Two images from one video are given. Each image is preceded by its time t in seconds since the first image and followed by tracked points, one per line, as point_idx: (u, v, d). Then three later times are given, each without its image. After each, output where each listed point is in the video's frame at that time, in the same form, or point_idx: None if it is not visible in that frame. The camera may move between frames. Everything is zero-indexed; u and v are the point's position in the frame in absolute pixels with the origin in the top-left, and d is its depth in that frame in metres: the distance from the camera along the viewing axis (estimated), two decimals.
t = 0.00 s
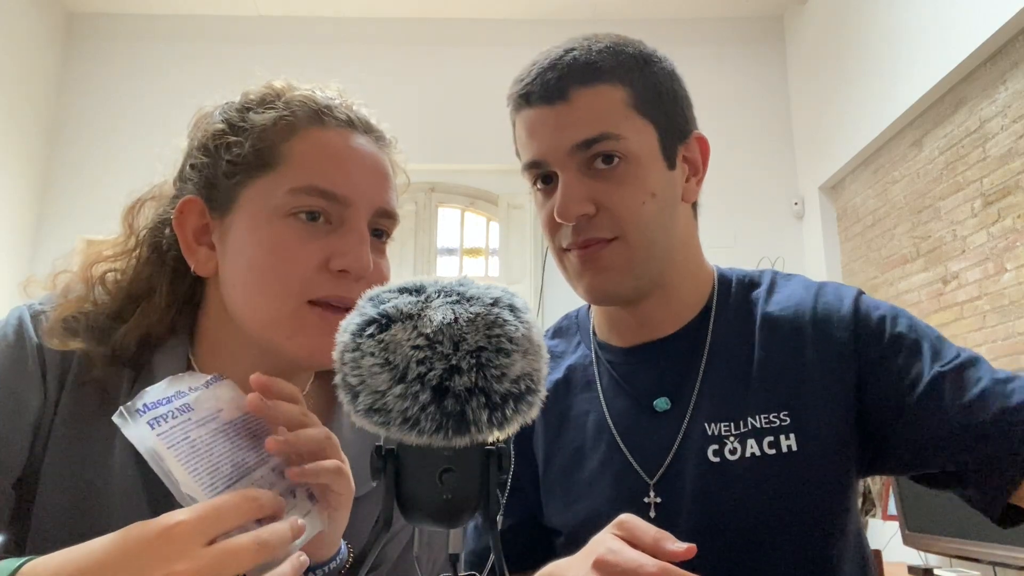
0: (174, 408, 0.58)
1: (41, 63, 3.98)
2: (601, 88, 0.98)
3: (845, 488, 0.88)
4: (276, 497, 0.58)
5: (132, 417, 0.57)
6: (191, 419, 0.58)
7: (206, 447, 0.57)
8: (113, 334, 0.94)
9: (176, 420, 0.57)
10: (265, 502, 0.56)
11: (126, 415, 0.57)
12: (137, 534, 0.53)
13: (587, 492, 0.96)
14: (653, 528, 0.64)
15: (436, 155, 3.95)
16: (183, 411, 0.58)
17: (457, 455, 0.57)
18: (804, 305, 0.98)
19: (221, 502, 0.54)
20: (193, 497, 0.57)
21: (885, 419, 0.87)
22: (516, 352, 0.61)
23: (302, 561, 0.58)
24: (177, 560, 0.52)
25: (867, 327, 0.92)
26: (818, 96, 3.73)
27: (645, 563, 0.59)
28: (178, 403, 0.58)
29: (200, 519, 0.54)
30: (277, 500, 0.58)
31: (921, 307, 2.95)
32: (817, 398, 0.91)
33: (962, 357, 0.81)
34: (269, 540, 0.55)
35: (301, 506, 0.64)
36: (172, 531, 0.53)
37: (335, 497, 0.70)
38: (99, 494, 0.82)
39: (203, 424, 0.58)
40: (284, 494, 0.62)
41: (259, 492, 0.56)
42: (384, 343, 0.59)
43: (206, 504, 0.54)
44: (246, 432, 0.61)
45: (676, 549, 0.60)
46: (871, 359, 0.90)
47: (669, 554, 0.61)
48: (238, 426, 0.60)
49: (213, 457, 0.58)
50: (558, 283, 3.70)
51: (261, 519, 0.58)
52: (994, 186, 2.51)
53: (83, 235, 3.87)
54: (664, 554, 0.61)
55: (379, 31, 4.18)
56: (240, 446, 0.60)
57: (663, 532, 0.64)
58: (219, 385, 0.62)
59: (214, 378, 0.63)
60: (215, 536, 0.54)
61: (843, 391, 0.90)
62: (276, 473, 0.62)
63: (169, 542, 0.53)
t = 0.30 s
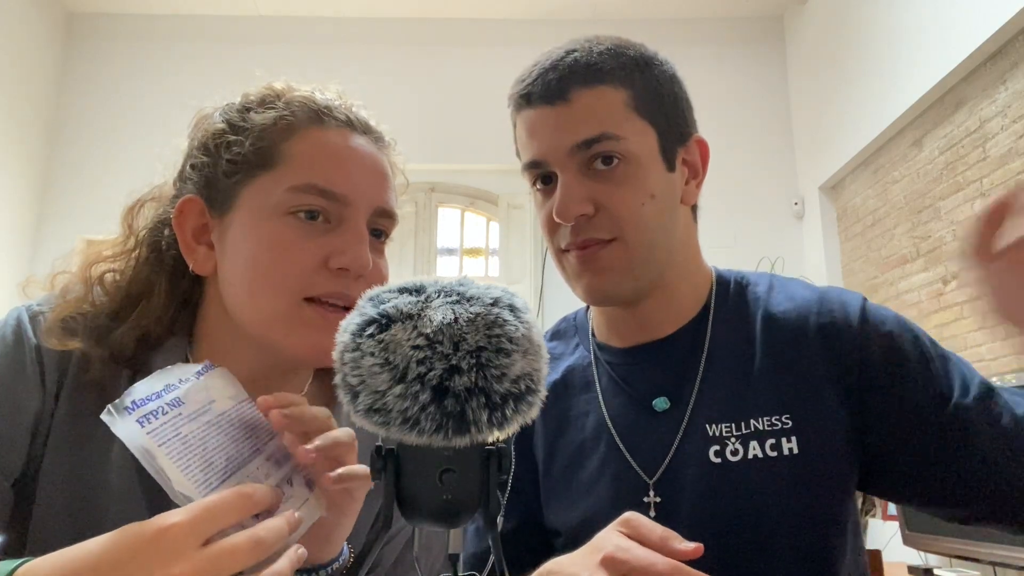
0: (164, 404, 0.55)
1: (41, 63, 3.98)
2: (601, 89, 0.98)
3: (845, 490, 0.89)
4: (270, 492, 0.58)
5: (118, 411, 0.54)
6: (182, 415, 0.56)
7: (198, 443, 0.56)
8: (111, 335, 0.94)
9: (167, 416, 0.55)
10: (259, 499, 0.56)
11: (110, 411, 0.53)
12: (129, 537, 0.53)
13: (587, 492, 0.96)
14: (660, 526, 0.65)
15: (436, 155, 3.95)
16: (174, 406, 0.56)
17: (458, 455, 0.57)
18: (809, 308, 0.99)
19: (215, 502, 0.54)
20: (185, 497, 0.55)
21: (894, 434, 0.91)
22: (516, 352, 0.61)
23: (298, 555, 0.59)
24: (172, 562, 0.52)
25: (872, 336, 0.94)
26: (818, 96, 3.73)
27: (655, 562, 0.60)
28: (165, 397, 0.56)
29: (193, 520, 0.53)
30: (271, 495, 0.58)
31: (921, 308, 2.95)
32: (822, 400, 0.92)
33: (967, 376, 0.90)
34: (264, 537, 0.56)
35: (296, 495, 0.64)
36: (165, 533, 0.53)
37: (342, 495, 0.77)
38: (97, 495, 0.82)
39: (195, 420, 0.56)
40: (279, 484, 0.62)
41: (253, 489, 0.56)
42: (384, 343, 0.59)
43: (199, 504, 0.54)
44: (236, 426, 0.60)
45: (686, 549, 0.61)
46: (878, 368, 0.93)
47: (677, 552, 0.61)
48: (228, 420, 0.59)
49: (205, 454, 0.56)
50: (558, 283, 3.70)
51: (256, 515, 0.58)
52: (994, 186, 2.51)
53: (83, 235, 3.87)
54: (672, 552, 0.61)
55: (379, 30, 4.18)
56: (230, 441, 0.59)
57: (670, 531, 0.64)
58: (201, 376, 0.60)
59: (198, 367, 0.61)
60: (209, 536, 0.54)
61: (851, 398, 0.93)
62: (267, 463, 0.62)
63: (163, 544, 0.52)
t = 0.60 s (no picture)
0: (160, 400, 0.54)
1: (41, 64, 3.98)
2: (604, 90, 0.98)
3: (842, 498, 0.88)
4: (267, 490, 0.57)
5: (114, 408, 0.53)
6: (178, 413, 0.55)
7: (196, 440, 0.55)
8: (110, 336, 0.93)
9: (163, 415, 0.54)
10: (256, 498, 0.56)
11: (106, 410, 0.53)
12: (127, 539, 0.53)
13: (588, 494, 0.95)
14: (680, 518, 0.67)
15: (436, 155, 3.95)
16: (171, 402, 0.55)
17: (458, 456, 0.57)
18: (812, 313, 0.99)
19: (212, 501, 0.54)
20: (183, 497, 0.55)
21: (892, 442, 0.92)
22: (516, 352, 0.60)
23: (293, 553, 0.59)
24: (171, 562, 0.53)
25: (872, 343, 0.95)
26: (818, 96, 3.73)
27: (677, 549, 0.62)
28: (161, 394, 0.55)
29: (190, 522, 0.53)
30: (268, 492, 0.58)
31: (921, 307, 2.96)
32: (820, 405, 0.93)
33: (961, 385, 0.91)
34: (262, 536, 0.56)
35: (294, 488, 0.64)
36: (161, 534, 0.52)
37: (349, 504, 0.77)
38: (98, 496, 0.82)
39: (191, 418, 0.55)
40: (276, 478, 0.62)
41: (250, 487, 0.56)
42: (383, 343, 0.59)
43: (196, 504, 0.53)
44: (235, 420, 0.59)
45: (708, 540, 0.63)
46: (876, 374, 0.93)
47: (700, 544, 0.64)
48: (227, 414, 0.58)
49: (203, 449, 0.56)
50: (558, 283, 3.70)
51: (254, 512, 0.58)
52: (994, 186, 2.51)
53: (84, 235, 3.88)
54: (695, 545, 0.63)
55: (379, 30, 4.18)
56: (229, 437, 0.58)
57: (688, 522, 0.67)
58: (200, 369, 0.58)
59: (198, 359, 0.60)
60: (206, 536, 0.54)
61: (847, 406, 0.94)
62: (266, 457, 0.61)
63: (161, 545, 0.52)
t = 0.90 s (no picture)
0: (162, 395, 0.55)
1: (41, 63, 3.98)
2: (606, 92, 0.98)
3: (843, 504, 0.88)
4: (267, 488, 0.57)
5: (116, 403, 0.53)
6: (178, 410, 0.55)
7: (196, 435, 0.55)
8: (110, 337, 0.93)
9: (165, 411, 0.54)
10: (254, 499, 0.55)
11: (107, 405, 0.53)
12: (121, 541, 0.53)
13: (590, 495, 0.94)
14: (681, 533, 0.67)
15: (437, 155, 3.95)
16: (172, 398, 0.55)
17: (458, 456, 0.57)
18: (819, 321, 0.98)
19: (211, 501, 0.54)
20: (183, 493, 0.55)
21: (899, 453, 0.90)
22: (516, 352, 0.60)
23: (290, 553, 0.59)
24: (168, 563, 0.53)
25: (877, 349, 0.93)
26: (818, 96, 3.73)
27: (663, 542, 0.63)
28: (162, 389, 0.55)
29: (185, 523, 0.53)
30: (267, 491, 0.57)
31: (921, 308, 2.96)
32: (824, 410, 0.92)
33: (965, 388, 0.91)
34: (260, 535, 0.56)
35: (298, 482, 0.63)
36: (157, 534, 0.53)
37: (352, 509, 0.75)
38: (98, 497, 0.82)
39: (192, 414, 0.56)
40: (278, 474, 0.62)
41: (248, 487, 0.56)
42: (383, 343, 0.59)
43: (192, 504, 0.54)
44: (238, 415, 0.59)
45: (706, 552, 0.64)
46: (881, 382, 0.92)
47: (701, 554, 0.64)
48: (229, 409, 0.58)
49: (203, 445, 0.56)
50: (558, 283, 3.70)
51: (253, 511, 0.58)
52: (994, 186, 2.51)
53: (84, 235, 3.88)
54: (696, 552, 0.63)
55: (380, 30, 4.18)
56: (230, 433, 0.58)
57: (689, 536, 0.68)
58: (201, 364, 0.58)
59: (201, 353, 0.60)
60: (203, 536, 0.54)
61: (850, 414, 0.92)
62: (267, 453, 0.61)
63: (156, 545, 0.52)
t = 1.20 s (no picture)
0: (173, 393, 0.55)
1: (41, 63, 3.98)
2: (611, 96, 0.99)
3: (846, 507, 0.88)
4: (277, 496, 0.57)
5: (126, 399, 0.54)
6: (188, 407, 0.55)
7: (204, 434, 0.55)
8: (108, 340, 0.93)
9: (175, 408, 0.54)
10: (261, 506, 0.55)
11: (118, 400, 0.53)
12: (124, 540, 0.52)
13: (591, 495, 0.94)
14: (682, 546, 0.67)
15: (436, 155, 3.95)
16: (182, 396, 0.55)
17: (459, 456, 0.57)
18: (821, 327, 0.98)
19: (214, 506, 0.53)
20: (190, 493, 0.55)
21: (904, 456, 0.90)
22: (516, 352, 0.60)
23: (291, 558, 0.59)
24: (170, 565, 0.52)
25: (880, 353, 0.93)
26: (818, 96, 3.73)
27: (671, 560, 0.63)
28: (172, 386, 0.55)
29: (190, 524, 0.53)
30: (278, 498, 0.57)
31: (921, 308, 2.96)
32: (826, 414, 0.92)
33: (968, 392, 0.91)
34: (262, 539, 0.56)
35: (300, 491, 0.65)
36: (162, 535, 0.53)
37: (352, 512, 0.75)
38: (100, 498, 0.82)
39: (201, 412, 0.56)
40: (282, 477, 0.62)
41: (257, 495, 0.56)
42: (383, 343, 0.59)
43: (198, 506, 0.54)
44: (246, 416, 0.59)
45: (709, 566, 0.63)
46: (885, 386, 0.91)
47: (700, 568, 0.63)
48: (237, 409, 0.58)
49: (211, 445, 0.56)
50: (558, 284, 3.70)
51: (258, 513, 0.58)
52: (994, 186, 2.51)
53: (84, 235, 3.88)
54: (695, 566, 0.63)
55: (380, 30, 4.18)
56: (238, 432, 0.58)
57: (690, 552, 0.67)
58: (211, 363, 0.59)
59: (213, 352, 0.60)
60: (207, 539, 0.54)
61: (854, 417, 0.92)
62: (274, 455, 0.61)
63: (159, 547, 0.52)
